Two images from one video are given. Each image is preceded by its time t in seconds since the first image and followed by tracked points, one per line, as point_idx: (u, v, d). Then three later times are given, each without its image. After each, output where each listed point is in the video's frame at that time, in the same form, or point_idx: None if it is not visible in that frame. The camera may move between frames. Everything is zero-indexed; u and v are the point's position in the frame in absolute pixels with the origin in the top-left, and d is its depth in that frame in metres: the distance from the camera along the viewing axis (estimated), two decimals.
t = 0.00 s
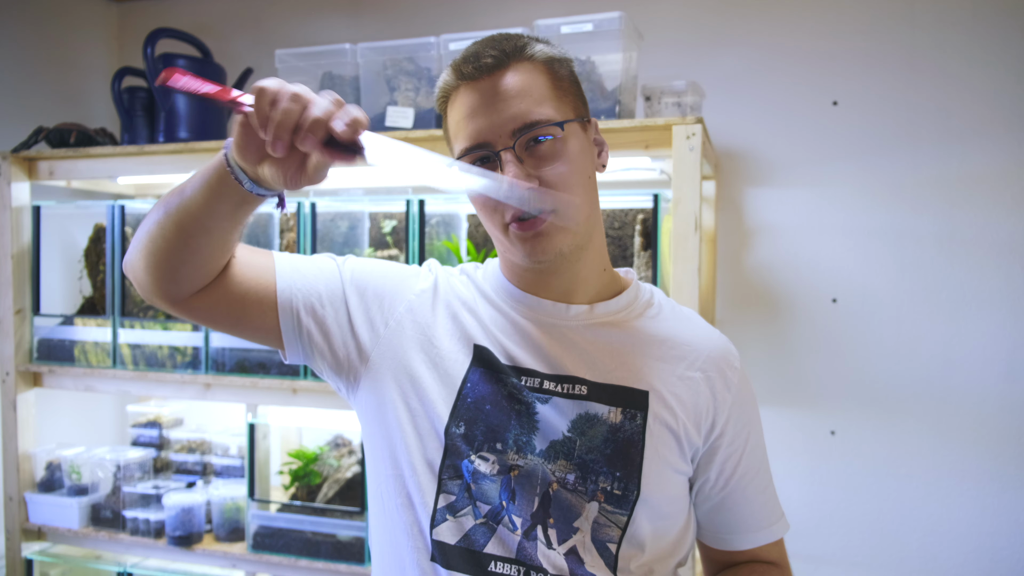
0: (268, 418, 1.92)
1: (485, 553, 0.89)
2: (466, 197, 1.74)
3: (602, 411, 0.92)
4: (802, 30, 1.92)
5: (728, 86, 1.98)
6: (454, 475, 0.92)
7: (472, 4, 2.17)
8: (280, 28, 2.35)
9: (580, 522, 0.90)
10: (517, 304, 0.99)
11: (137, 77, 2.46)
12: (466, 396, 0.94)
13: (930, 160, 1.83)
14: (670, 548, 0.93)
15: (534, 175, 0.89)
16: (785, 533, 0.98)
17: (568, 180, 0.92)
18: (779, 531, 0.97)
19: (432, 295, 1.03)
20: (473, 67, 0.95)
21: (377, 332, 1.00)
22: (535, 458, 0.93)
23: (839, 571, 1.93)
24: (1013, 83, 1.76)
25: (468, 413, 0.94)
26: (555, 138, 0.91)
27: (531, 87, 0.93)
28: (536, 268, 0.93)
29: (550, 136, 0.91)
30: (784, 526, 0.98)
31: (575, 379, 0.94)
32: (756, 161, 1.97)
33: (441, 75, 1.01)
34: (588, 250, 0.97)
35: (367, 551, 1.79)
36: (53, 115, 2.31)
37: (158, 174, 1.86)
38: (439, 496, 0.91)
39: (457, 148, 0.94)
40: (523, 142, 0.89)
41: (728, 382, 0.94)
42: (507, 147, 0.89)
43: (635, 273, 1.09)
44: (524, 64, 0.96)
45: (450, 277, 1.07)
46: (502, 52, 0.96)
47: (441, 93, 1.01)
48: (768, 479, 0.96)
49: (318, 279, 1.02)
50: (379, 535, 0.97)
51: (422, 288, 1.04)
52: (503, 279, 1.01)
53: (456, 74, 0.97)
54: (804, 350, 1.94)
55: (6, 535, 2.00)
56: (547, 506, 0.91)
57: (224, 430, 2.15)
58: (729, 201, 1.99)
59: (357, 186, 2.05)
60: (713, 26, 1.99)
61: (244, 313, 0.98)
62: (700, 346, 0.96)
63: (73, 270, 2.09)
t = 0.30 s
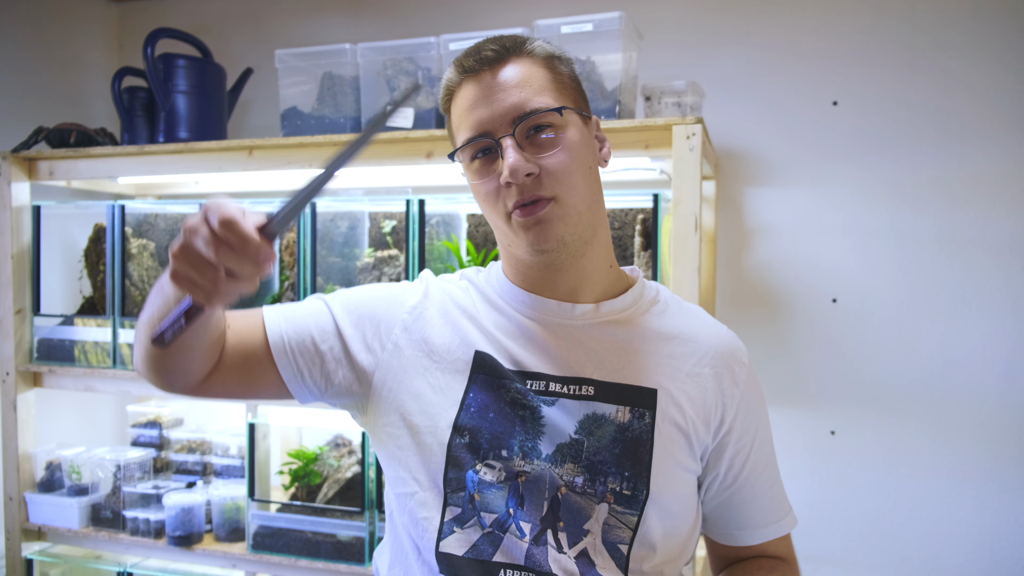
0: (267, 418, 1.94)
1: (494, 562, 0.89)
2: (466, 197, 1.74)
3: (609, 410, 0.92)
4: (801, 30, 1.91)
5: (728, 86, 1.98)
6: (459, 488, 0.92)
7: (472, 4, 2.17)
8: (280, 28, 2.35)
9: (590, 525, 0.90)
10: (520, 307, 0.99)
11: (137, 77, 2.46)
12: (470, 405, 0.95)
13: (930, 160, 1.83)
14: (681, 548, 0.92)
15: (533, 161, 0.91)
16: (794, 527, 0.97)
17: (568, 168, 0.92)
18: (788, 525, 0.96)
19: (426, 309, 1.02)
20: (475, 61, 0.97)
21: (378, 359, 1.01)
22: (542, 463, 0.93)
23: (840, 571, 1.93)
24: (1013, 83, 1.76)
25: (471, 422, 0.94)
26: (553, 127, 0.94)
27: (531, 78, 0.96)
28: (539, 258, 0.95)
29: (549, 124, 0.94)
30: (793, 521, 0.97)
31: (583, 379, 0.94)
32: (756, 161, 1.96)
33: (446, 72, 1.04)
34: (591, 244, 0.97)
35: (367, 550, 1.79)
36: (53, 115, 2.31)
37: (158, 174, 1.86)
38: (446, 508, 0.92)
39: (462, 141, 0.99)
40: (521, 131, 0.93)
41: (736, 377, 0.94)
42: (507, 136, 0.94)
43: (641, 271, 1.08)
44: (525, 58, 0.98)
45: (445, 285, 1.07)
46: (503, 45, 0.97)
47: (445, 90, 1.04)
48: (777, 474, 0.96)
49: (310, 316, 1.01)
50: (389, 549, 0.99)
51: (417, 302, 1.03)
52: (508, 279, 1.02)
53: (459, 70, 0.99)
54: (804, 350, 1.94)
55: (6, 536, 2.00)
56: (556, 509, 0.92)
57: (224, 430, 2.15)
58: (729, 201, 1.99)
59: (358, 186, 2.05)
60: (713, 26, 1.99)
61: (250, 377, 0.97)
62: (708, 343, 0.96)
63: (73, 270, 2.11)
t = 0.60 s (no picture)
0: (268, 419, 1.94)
1: (497, 569, 0.91)
2: (466, 197, 1.75)
3: (606, 412, 0.92)
4: (801, 30, 1.91)
5: (728, 86, 1.98)
6: (455, 502, 0.93)
7: (472, 3, 2.17)
8: (280, 28, 2.35)
9: (589, 530, 0.90)
10: (518, 310, 0.99)
11: (137, 77, 2.46)
12: (462, 418, 0.94)
13: (930, 160, 1.83)
14: (682, 549, 0.92)
15: (528, 161, 0.92)
16: (799, 528, 0.97)
17: (565, 168, 0.92)
18: (793, 526, 0.96)
19: (420, 323, 1.03)
20: (470, 60, 0.97)
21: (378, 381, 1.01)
22: (538, 471, 0.92)
23: (840, 571, 1.93)
24: (1013, 82, 1.76)
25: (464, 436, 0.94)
26: (549, 127, 0.94)
27: (527, 78, 0.95)
28: (536, 257, 0.95)
29: (545, 124, 0.94)
30: (797, 522, 0.97)
31: (579, 380, 0.93)
32: (757, 161, 1.96)
33: (442, 71, 1.03)
34: (588, 245, 0.97)
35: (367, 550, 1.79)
36: (53, 114, 2.31)
37: (158, 174, 1.86)
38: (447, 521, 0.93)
39: (458, 140, 0.99)
40: (516, 131, 0.94)
41: (735, 376, 0.94)
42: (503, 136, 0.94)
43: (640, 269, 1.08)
44: (521, 58, 0.97)
45: (436, 297, 1.07)
46: (499, 45, 0.96)
47: (441, 90, 1.04)
48: (780, 475, 0.96)
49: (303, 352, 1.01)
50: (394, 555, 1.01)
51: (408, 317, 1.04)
52: (505, 280, 1.02)
53: (454, 69, 0.98)
54: (804, 350, 1.94)
55: (6, 535, 2.00)
56: (555, 516, 0.91)
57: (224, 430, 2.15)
58: (729, 201, 1.99)
59: (358, 186, 2.04)
60: (713, 26, 1.99)
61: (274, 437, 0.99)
62: (707, 342, 0.95)
63: (73, 270, 2.10)
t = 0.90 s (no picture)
0: (267, 418, 1.93)
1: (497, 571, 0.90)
2: (466, 197, 1.75)
3: (598, 413, 0.91)
4: (801, 30, 1.91)
5: (728, 86, 1.98)
6: (451, 515, 0.92)
7: (472, 3, 2.17)
8: (280, 28, 2.35)
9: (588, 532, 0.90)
10: (511, 315, 0.99)
11: (137, 78, 2.46)
12: (454, 431, 0.94)
13: (930, 160, 1.83)
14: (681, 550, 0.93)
15: (542, 159, 0.92)
16: (791, 528, 0.93)
17: (574, 171, 0.93)
18: (783, 527, 0.92)
19: (405, 338, 1.03)
20: (498, 47, 0.96)
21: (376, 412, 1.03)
22: (533, 477, 0.91)
23: (840, 571, 1.92)
24: (1012, 82, 1.76)
25: (457, 447, 0.93)
26: (565, 129, 0.94)
27: (551, 77, 0.96)
28: (534, 257, 0.95)
29: (562, 125, 0.94)
30: (790, 522, 0.93)
31: (571, 383, 0.93)
32: (757, 161, 1.96)
33: (462, 56, 1.02)
34: (584, 250, 0.97)
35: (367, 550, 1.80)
36: (54, 115, 2.31)
37: (158, 174, 1.86)
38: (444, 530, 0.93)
39: (471, 124, 0.98)
40: (534, 126, 0.94)
41: (725, 368, 0.93)
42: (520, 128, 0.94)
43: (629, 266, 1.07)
44: (546, 55, 0.97)
45: (419, 309, 1.06)
46: (528, 37, 0.96)
47: (460, 73, 1.02)
48: (772, 472, 0.93)
49: (314, 434, 1.07)
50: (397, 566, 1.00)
51: (391, 336, 1.04)
52: (498, 282, 1.02)
53: (478, 53, 0.98)
54: (804, 350, 1.94)
55: (6, 535, 2.00)
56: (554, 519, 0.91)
57: (224, 430, 2.16)
58: (729, 201, 1.99)
59: (358, 186, 2.04)
60: (713, 26, 1.99)
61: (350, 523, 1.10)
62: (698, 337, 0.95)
63: (73, 270, 2.10)
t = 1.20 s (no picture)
0: (267, 418, 1.93)
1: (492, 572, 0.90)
2: (466, 197, 1.75)
3: (588, 411, 0.91)
4: (801, 30, 1.91)
5: (728, 86, 1.98)
6: (445, 516, 0.92)
7: (472, 3, 2.17)
8: (280, 28, 2.35)
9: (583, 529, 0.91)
10: (503, 315, 0.99)
11: (137, 78, 2.46)
12: (446, 431, 0.93)
13: (930, 160, 1.83)
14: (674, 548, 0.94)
15: (549, 159, 0.92)
16: (783, 531, 0.91)
17: (579, 174, 0.93)
18: (771, 528, 0.90)
19: (399, 336, 1.03)
20: (518, 42, 0.96)
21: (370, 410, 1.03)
22: (526, 476, 0.91)
23: (840, 571, 1.92)
24: (1013, 82, 1.76)
25: (450, 447, 0.93)
26: (574, 131, 0.95)
27: (567, 79, 0.96)
28: (530, 254, 0.95)
29: (571, 128, 0.95)
30: (784, 525, 0.91)
31: (561, 381, 0.93)
32: (757, 161, 1.96)
33: (477, 46, 1.01)
34: (579, 250, 0.97)
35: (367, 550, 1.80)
36: (54, 115, 2.31)
37: (158, 174, 1.86)
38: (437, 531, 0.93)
39: (480, 116, 0.98)
40: (545, 124, 0.94)
41: (713, 366, 0.93)
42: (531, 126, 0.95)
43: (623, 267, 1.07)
44: (563, 57, 0.98)
45: (411, 309, 1.06)
46: (548, 37, 0.96)
47: (474, 64, 1.01)
48: (762, 472, 0.92)
49: (309, 434, 1.08)
50: None
51: (385, 335, 1.04)
52: (492, 282, 1.02)
53: (496, 46, 0.97)
54: (804, 350, 1.94)
55: (6, 536, 2.00)
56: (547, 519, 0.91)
57: (224, 430, 2.16)
58: (729, 201, 1.99)
59: (358, 186, 2.04)
60: (713, 26, 1.99)
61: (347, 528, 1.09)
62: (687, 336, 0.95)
63: (73, 270, 2.10)
